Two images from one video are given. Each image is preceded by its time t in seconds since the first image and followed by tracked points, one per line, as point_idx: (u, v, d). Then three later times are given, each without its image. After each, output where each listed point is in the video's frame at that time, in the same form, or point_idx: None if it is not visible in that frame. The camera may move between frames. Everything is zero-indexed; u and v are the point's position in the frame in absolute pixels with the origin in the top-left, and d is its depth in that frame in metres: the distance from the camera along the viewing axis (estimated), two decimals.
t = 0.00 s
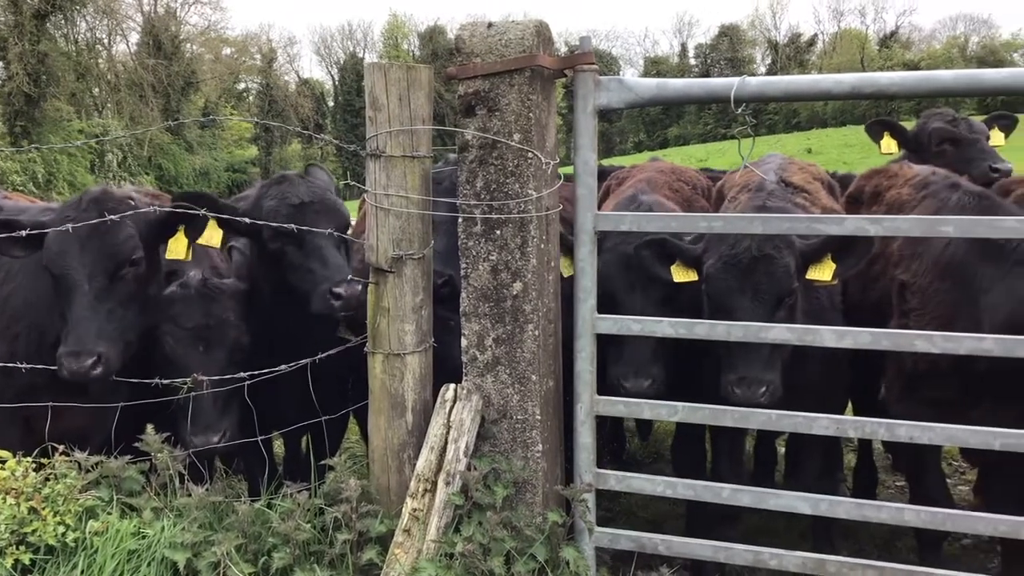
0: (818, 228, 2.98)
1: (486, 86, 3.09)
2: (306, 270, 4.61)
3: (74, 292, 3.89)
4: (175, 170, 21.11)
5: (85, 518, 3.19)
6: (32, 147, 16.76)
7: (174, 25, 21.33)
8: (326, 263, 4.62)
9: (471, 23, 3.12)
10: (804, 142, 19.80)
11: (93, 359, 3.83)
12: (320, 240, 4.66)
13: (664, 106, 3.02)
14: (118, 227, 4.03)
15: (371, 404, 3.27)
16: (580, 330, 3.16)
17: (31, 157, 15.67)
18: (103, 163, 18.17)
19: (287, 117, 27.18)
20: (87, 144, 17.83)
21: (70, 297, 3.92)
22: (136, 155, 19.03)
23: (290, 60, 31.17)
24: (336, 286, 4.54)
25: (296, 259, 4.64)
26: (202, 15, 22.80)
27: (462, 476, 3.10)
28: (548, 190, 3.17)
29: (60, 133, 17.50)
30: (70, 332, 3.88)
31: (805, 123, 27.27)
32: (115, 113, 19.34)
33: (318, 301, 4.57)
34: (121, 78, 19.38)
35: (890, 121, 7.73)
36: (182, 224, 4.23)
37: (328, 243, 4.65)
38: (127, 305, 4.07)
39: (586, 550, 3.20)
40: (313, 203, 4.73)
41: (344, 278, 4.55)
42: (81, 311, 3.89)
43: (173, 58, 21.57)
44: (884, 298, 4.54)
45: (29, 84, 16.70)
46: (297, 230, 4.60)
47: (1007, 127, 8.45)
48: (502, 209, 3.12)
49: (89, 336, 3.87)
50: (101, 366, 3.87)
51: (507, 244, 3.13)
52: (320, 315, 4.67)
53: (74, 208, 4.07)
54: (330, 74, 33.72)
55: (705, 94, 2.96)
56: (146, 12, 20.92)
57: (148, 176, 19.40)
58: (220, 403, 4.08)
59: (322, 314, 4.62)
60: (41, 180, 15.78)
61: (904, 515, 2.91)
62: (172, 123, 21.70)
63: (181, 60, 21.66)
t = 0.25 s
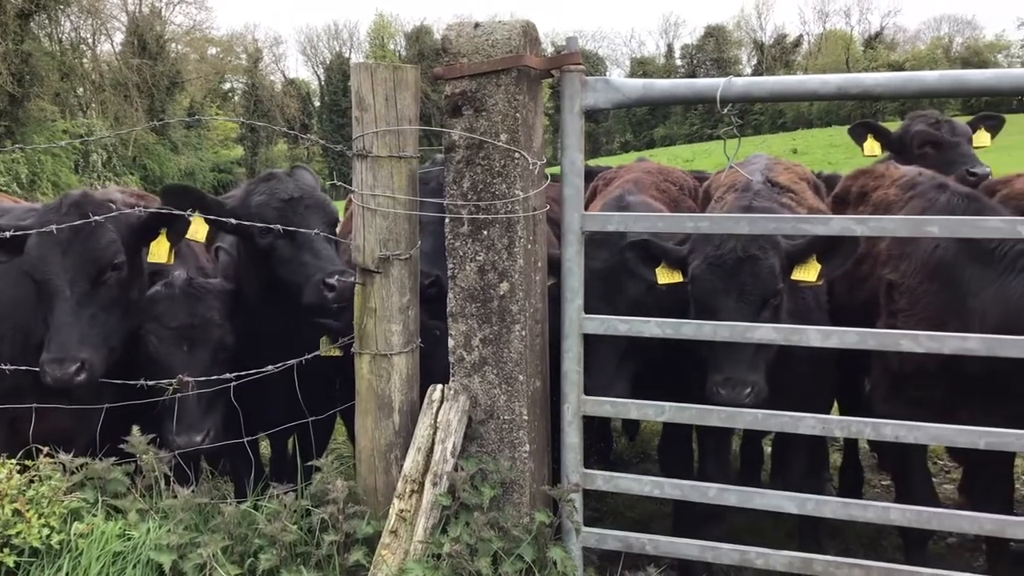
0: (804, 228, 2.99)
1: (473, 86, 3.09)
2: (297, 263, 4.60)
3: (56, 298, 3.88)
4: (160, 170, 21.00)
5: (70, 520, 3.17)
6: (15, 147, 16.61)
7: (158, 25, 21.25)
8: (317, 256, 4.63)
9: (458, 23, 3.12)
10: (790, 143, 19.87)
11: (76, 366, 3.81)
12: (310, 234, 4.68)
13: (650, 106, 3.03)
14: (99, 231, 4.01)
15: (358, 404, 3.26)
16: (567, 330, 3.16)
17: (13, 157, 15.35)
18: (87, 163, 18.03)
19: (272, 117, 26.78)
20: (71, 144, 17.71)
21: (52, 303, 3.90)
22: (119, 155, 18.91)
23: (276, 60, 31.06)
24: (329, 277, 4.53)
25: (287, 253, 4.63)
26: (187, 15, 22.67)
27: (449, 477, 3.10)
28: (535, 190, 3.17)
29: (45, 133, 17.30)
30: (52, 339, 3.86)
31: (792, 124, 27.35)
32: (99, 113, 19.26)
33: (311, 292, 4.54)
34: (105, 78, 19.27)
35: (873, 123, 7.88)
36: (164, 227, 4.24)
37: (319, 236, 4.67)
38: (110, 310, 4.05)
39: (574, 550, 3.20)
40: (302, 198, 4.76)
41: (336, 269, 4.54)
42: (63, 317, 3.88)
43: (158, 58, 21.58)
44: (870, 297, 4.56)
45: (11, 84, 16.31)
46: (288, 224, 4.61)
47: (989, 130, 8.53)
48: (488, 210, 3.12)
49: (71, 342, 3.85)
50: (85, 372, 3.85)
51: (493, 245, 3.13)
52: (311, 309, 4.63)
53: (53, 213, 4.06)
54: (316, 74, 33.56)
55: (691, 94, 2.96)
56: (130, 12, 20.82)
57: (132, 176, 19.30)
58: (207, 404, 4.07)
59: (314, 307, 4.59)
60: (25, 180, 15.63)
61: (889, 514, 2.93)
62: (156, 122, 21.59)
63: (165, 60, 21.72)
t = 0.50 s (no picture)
0: (786, 229, 3.00)
1: (456, 87, 3.09)
2: (279, 264, 4.57)
3: (34, 299, 3.86)
4: (140, 171, 20.81)
5: (50, 523, 3.15)
6: None
7: (138, 25, 21.07)
8: (299, 257, 4.61)
9: (440, 23, 3.11)
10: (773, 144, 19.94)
11: (56, 367, 3.81)
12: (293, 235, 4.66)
13: (633, 107, 3.03)
14: (78, 232, 4.00)
15: (340, 405, 3.24)
16: (550, 330, 3.16)
17: None
18: (66, 164, 17.85)
19: (253, 116, 26.24)
20: (50, 145, 17.51)
21: (30, 305, 3.88)
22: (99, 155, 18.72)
23: (257, 61, 30.87)
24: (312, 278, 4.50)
25: (269, 254, 4.59)
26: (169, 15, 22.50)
27: (432, 478, 3.09)
28: (518, 191, 3.17)
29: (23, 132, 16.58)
30: (30, 340, 3.85)
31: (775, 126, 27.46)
32: (78, 114, 19.06)
33: (294, 293, 4.52)
34: (85, 77, 19.44)
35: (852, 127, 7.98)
36: (144, 227, 4.24)
37: (301, 237, 4.65)
38: (89, 311, 4.04)
39: (557, 551, 3.20)
40: (284, 198, 4.73)
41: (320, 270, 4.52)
42: (42, 318, 3.87)
43: (138, 57, 21.12)
44: (851, 297, 4.59)
45: None
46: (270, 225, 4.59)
47: (967, 133, 8.62)
48: (471, 210, 3.11)
49: (50, 344, 3.84)
50: (64, 373, 3.84)
51: (476, 246, 3.13)
52: (294, 310, 4.61)
53: (31, 214, 4.00)
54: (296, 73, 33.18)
55: (674, 95, 2.96)
56: (110, 11, 20.67)
57: (112, 177, 19.14)
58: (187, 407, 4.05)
59: (298, 308, 4.56)
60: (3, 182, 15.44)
61: (870, 513, 2.94)
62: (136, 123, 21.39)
63: (146, 59, 21.25)
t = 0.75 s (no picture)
0: (769, 229, 3.01)
1: (439, 87, 3.08)
2: (263, 266, 4.56)
3: (14, 301, 3.86)
4: (121, 171, 20.61)
5: (30, 526, 3.12)
6: None
7: (119, 24, 20.88)
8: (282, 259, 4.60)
9: (424, 23, 3.10)
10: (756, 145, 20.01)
11: (37, 369, 3.80)
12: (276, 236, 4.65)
13: (617, 107, 3.03)
14: (59, 234, 4.01)
15: (323, 407, 3.23)
16: (534, 331, 3.16)
17: None
18: (46, 164, 17.65)
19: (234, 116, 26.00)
20: (30, 145, 17.32)
21: (11, 307, 3.88)
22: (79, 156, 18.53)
23: (239, 61, 30.66)
24: (295, 279, 4.49)
25: (252, 255, 4.58)
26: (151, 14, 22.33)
27: (416, 479, 3.08)
28: (501, 192, 3.17)
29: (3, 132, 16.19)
30: (11, 343, 3.85)
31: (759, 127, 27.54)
32: (58, 114, 18.86)
33: (277, 295, 4.51)
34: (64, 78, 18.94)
35: (834, 130, 8.06)
36: (125, 229, 4.22)
37: (285, 239, 4.64)
38: (71, 313, 4.05)
39: (541, 552, 3.20)
40: (268, 199, 4.73)
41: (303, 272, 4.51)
42: (23, 321, 3.87)
43: (120, 57, 21.04)
44: (834, 297, 4.61)
45: None
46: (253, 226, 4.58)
47: (948, 135, 8.67)
48: (455, 211, 3.11)
49: (31, 346, 3.84)
50: (45, 376, 3.84)
51: (460, 246, 3.12)
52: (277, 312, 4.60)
53: (11, 215, 4.05)
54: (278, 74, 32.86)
55: (657, 95, 2.97)
56: (91, 11, 20.49)
57: (93, 177, 18.98)
58: (168, 410, 4.03)
59: (280, 310, 4.55)
60: None
61: (853, 512, 2.96)
62: (116, 123, 21.19)
63: (127, 59, 21.13)
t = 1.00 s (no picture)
0: (751, 230, 3.03)
1: (421, 87, 3.07)
2: (246, 267, 4.54)
3: None
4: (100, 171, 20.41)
5: (8, 530, 3.09)
6: None
7: (97, 24, 20.68)
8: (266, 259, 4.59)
9: (405, 23, 3.09)
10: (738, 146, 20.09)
11: (14, 370, 3.79)
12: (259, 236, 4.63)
13: (598, 108, 3.04)
14: (36, 233, 3.98)
15: (304, 408, 3.22)
16: (516, 332, 3.16)
17: None
18: (24, 163, 17.46)
19: (214, 116, 25.88)
20: (7, 145, 17.12)
21: None
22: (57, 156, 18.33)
23: (219, 61, 30.46)
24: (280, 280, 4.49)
25: (236, 256, 4.56)
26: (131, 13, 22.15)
27: (398, 480, 3.07)
28: (483, 192, 3.17)
29: None
30: None
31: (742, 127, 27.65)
32: (36, 113, 18.66)
33: (262, 296, 4.50)
34: (42, 77, 18.83)
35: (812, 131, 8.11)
36: (103, 229, 4.20)
37: (269, 239, 4.63)
38: (48, 314, 4.02)
39: (524, 552, 3.20)
40: (251, 199, 4.72)
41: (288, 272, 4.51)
42: None
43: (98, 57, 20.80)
44: (815, 297, 4.64)
45: None
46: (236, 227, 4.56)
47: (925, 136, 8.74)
48: (437, 211, 3.10)
49: (8, 348, 3.82)
50: (22, 377, 3.83)
51: (442, 247, 3.12)
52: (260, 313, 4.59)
53: None
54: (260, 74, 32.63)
55: (639, 96, 2.97)
56: (69, 10, 20.31)
57: (71, 177, 18.81)
58: (149, 411, 4.02)
59: (264, 311, 4.55)
60: None
61: (834, 511, 2.97)
62: (94, 123, 20.98)
63: (106, 60, 20.96)
